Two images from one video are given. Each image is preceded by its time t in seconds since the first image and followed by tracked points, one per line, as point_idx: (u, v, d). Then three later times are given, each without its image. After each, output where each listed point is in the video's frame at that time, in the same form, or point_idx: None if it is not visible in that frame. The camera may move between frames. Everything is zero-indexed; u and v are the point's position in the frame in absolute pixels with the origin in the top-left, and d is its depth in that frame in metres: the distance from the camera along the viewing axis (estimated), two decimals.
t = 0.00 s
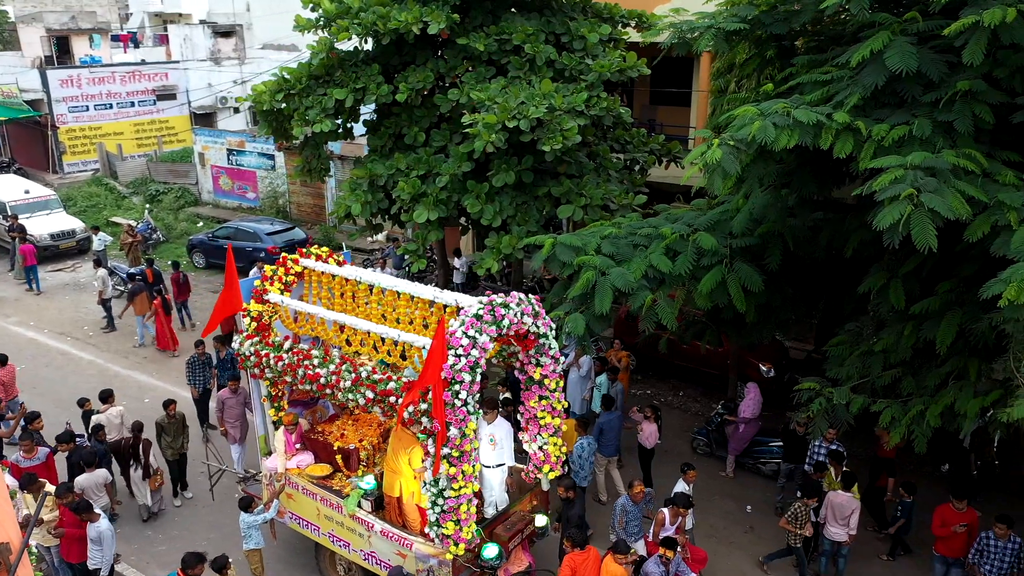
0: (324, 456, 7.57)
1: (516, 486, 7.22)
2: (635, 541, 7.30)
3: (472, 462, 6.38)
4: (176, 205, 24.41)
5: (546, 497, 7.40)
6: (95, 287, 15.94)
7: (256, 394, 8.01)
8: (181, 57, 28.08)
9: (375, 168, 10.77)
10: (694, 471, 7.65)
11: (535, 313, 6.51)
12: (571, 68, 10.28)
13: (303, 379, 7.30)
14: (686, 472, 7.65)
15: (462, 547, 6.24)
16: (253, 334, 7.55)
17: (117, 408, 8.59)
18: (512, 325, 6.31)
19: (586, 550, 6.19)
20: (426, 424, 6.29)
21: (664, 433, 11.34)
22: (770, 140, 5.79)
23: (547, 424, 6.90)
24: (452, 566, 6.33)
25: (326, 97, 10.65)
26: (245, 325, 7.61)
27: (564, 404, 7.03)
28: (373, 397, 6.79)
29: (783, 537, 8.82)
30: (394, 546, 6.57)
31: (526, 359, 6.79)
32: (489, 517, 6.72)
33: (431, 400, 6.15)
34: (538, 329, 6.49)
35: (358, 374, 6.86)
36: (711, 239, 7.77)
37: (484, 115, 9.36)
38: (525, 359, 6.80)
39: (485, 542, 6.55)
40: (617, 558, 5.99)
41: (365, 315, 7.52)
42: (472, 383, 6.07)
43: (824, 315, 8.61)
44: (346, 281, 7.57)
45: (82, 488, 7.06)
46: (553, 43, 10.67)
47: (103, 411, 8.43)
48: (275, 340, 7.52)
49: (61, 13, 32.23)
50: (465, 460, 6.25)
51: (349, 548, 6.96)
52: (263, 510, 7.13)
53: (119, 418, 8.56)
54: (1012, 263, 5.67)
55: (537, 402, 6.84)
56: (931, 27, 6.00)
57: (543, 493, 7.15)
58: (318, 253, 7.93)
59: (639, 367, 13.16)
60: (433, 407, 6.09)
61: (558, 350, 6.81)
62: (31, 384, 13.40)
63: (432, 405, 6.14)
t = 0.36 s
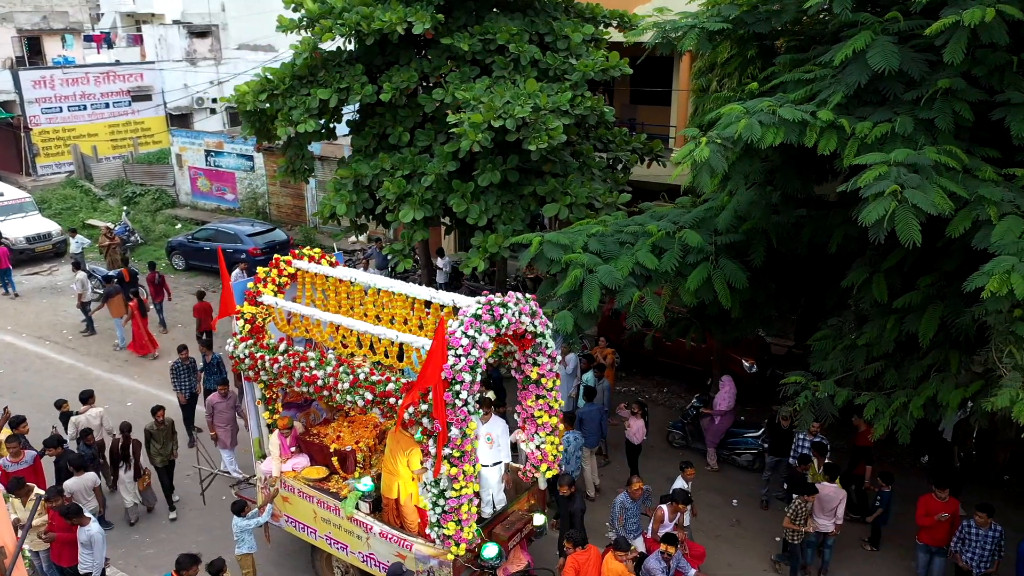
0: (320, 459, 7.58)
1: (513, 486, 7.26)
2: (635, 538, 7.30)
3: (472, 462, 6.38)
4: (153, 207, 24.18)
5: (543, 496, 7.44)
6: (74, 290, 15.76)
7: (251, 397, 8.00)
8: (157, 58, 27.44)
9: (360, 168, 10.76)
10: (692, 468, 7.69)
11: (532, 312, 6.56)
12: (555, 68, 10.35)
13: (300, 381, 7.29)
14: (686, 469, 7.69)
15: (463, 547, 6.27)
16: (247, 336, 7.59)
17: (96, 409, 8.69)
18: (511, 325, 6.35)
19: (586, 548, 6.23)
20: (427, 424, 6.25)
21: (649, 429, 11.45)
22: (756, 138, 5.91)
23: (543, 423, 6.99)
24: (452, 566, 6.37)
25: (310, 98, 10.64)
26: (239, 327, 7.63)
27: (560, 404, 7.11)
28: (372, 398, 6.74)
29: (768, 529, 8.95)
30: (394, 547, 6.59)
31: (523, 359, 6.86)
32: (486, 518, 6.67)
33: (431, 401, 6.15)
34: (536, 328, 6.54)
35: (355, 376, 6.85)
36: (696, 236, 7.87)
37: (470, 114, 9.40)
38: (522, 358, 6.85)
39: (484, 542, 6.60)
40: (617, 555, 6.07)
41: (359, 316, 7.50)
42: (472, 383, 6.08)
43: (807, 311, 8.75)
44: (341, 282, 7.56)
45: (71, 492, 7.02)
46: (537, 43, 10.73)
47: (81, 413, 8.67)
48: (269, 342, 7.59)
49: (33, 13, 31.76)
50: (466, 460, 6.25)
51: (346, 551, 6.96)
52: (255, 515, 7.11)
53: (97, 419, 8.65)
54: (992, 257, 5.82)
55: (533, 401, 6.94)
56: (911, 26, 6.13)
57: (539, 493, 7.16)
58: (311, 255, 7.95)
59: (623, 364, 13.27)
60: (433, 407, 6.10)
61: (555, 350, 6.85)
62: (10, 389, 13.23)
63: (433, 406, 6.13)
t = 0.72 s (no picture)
0: (316, 461, 7.58)
1: (511, 485, 7.26)
2: (634, 536, 7.34)
3: (474, 462, 6.37)
4: (131, 209, 23.92)
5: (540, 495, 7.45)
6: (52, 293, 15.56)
7: (246, 399, 7.85)
8: (131, 58, 26.97)
9: (344, 168, 10.75)
10: (689, 467, 7.81)
11: (531, 311, 6.61)
12: (539, 67, 10.41)
13: (298, 382, 7.24)
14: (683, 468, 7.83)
15: (464, 546, 6.27)
16: (242, 338, 7.52)
17: (77, 412, 8.74)
18: (511, 324, 6.40)
19: (588, 546, 6.27)
20: (428, 424, 6.25)
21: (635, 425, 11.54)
22: (743, 136, 6.01)
23: (542, 422, 7.06)
24: (454, 566, 6.38)
25: (295, 98, 10.61)
26: (234, 330, 7.57)
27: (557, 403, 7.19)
28: (372, 399, 6.71)
29: (754, 522, 9.07)
30: (395, 548, 6.61)
31: (521, 358, 6.92)
32: (489, 517, 6.76)
33: (433, 401, 6.15)
34: (534, 327, 6.58)
35: (354, 377, 6.82)
36: (682, 233, 7.97)
37: (457, 114, 9.43)
38: (520, 357, 6.91)
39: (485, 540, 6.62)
40: (618, 552, 6.12)
41: (355, 317, 7.51)
42: (474, 382, 6.10)
43: (790, 306, 8.89)
44: (337, 283, 7.56)
45: (62, 496, 7.06)
46: (521, 43, 10.79)
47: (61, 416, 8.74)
48: (265, 344, 7.50)
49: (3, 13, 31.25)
50: (468, 460, 6.24)
51: (345, 553, 6.97)
52: (250, 518, 7.05)
53: (77, 423, 8.70)
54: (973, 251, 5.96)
55: (532, 401, 7.02)
56: (893, 26, 6.26)
57: (537, 492, 7.16)
58: (305, 256, 7.94)
59: (608, 362, 13.35)
60: (434, 407, 6.11)
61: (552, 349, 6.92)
62: None
63: (436, 406, 6.11)
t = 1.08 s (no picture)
0: (313, 463, 7.58)
1: (509, 484, 7.32)
2: (634, 532, 7.36)
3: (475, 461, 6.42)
4: (109, 211, 23.64)
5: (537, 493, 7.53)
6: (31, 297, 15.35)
7: (241, 401, 7.85)
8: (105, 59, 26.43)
9: (330, 168, 10.73)
10: (689, 467, 7.90)
11: (530, 310, 6.64)
12: (524, 67, 10.47)
13: (298, 384, 7.17)
14: (682, 468, 7.86)
15: (466, 546, 6.37)
16: (238, 340, 7.47)
17: (59, 415, 8.68)
18: (511, 323, 6.45)
19: (591, 545, 6.32)
20: (432, 424, 6.18)
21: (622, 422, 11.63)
22: (730, 134, 6.11)
23: (540, 420, 7.10)
24: (456, 566, 6.45)
25: (279, 98, 10.58)
26: (230, 332, 7.52)
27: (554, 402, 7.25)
28: (373, 400, 6.64)
29: (742, 516, 9.19)
30: (396, 548, 6.63)
31: (519, 357, 6.96)
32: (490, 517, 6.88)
33: (434, 402, 6.13)
34: (533, 325, 6.61)
35: (354, 377, 6.74)
36: (669, 231, 8.06)
37: (444, 113, 9.46)
38: (518, 356, 6.95)
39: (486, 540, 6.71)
40: (621, 549, 6.18)
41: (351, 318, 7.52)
42: (476, 381, 6.14)
43: (774, 302, 9.02)
44: (333, 284, 7.53)
45: (54, 499, 6.99)
46: (505, 42, 10.84)
47: (41, 417, 8.67)
48: (262, 346, 7.44)
49: None
50: (470, 459, 6.29)
51: (344, 554, 6.98)
52: (244, 521, 6.99)
53: (59, 425, 8.62)
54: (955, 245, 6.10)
55: (530, 399, 7.06)
56: (875, 26, 6.39)
57: (535, 490, 7.27)
58: (300, 257, 7.87)
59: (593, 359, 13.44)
60: (435, 407, 6.11)
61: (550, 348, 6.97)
62: None
63: (439, 405, 6.06)
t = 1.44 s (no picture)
0: (311, 465, 7.58)
1: (507, 483, 7.38)
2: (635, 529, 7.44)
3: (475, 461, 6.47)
4: (86, 214, 23.36)
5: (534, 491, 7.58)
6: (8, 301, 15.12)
7: (237, 404, 7.81)
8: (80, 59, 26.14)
9: (315, 168, 10.71)
10: (687, 465, 7.94)
11: (528, 309, 6.68)
12: (510, 67, 10.53)
13: (296, 386, 7.16)
14: (681, 467, 7.92)
15: (469, 545, 6.42)
16: (235, 343, 7.48)
17: (42, 414, 8.63)
18: (510, 322, 6.49)
19: (594, 543, 6.40)
20: (433, 424, 6.22)
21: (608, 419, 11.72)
22: (718, 133, 6.20)
23: (538, 419, 7.14)
24: (458, 566, 6.51)
25: (264, 98, 10.54)
26: (227, 335, 7.55)
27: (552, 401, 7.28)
28: (373, 401, 6.62)
29: (729, 509, 9.31)
30: (397, 549, 6.66)
31: (517, 357, 7.00)
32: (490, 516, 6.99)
33: (435, 402, 6.15)
34: (532, 325, 6.64)
35: (354, 379, 6.74)
36: (656, 228, 8.15)
37: (430, 113, 9.48)
38: (516, 356, 7.00)
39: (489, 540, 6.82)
40: (624, 546, 6.27)
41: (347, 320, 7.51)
42: (477, 381, 6.18)
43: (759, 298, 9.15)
44: (330, 285, 7.53)
45: (45, 501, 6.98)
46: (490, 42, 10.89)
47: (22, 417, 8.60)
48: (259, 349, 7.46)
49: None
50: (471, 459, 6.33)
51: (344, 556, 7.00)
52: (239, 525, 7.01)
53: (41, 425, 8.57)
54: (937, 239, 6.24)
55: (528, 398, 7.09)
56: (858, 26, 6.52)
57: (533, 489, 7.42)
58: (295, 259, 7.88)
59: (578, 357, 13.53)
60: (437, 406, 6.13)
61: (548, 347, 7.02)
62: None
63: (441, 406, 6.10)
